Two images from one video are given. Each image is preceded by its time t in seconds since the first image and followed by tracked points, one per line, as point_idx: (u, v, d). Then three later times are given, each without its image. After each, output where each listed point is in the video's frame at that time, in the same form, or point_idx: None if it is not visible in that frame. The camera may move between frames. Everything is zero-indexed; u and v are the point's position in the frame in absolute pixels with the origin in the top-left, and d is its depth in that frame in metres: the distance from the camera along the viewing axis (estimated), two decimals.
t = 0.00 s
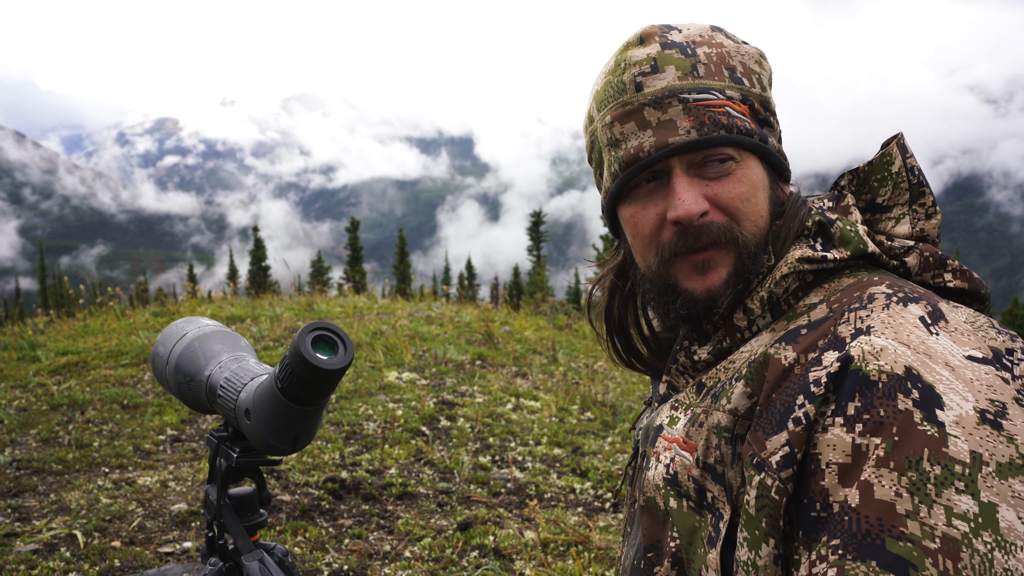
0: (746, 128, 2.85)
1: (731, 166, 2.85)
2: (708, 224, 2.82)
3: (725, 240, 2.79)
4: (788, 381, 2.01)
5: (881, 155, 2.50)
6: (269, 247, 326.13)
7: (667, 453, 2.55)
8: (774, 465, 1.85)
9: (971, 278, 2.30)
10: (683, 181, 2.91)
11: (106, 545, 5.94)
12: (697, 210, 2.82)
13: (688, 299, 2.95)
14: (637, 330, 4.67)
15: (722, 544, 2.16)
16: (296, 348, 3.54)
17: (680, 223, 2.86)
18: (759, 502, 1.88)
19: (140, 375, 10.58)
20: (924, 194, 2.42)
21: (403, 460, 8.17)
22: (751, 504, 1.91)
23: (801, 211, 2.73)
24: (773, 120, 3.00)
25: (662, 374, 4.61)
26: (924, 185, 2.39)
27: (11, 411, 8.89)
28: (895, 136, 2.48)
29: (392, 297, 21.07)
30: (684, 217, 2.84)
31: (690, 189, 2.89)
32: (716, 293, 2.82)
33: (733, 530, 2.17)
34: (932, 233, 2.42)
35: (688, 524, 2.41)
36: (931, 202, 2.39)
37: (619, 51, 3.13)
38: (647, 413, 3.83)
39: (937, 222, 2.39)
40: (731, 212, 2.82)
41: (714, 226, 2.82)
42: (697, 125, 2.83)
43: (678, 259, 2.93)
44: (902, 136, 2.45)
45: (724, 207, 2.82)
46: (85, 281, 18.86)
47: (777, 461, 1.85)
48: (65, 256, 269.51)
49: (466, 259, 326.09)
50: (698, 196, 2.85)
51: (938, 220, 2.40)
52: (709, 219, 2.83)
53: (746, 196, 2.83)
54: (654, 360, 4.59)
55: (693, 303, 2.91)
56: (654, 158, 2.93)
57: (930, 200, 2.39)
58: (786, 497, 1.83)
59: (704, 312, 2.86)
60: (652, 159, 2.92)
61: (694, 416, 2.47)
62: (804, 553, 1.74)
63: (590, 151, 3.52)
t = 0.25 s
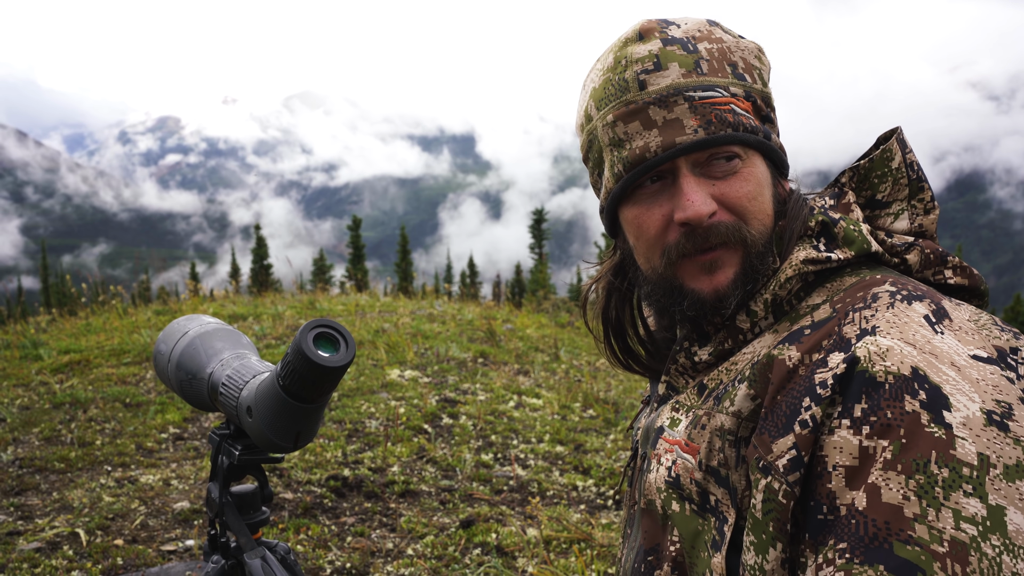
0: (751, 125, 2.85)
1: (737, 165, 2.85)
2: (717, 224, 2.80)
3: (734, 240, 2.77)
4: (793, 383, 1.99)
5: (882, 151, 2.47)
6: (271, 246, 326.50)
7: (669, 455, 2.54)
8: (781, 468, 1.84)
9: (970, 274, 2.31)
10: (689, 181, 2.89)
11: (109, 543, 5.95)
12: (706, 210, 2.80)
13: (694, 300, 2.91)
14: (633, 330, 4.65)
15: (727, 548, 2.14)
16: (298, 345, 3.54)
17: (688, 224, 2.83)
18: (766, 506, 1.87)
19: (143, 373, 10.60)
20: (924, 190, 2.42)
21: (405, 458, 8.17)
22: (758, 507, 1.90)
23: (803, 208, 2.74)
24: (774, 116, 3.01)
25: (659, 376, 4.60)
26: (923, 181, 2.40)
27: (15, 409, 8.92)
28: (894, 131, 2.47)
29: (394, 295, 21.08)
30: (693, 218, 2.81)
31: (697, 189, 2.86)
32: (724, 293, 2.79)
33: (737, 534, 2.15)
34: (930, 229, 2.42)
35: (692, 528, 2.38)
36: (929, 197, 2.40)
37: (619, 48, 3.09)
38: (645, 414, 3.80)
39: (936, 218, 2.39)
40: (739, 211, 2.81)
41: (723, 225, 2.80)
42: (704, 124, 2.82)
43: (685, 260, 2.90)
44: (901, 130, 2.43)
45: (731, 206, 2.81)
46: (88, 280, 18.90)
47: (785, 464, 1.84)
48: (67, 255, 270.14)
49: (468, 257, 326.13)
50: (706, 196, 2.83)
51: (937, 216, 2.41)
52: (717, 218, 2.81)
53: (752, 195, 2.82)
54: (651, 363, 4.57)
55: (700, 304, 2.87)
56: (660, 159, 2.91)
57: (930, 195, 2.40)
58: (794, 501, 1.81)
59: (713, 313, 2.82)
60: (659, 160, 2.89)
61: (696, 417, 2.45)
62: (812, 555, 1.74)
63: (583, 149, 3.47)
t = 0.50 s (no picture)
0: (749, 119, 2.83)
1: (735, 160, 2.83)
2: (716, 220, 2.78)
3: (734, 235, 2.76)
4: (794, 379, 1.99)
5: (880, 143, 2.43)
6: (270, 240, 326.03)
7: (668, 452, 2.54)
8: (783, 467, 1.84)
9: (970, 266, 2.29)
10: (688, 177, 2.87)
11: (108, 537, 5.96)
12: (705, 207, 2.79)
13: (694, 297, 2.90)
14: (629, 324, 4.64)
15: (728, 546, 2.15)
16: (294, 338, 3.53)
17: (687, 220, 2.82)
18: (767, 504, 1.87)
19: (142, 367, 10.60)
20: (922, 179, 2.38)
21: (404, 452, 8.18)
22: (759, 506, 1.90)
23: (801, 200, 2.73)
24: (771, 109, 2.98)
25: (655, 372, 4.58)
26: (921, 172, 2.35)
27: (14, 404, 8.92)
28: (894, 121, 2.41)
29: (393, 289, 21.07)
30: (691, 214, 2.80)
31: (696, 185, 2.84)
32: (724, 289, 2.78)
33: (738, 532, 2.16)
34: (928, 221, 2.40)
35: (691, 526, 2.38)
36: (928, 188, 2.34)
37: (612, 42, 3.05)
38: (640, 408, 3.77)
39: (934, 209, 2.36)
40: (738, 207, 2.79)
41: (722, 221, 2.79)
42: (701, 119, 2.79)
43: (684, 256, 2.88)
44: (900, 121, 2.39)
45: (731, 201, 2.79)
46: (87, 275, 18.88)
47: (786, 463, 1.83)
48: (66, 250, 269.62)
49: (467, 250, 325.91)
50: (705, 192, 2.82)
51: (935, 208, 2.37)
52: (717, 214, 2.79)
53: (751, 190, 2.81)
54: (648, 354, 4.53)
55: (699, 300, 2.86)
56: (658, 155, 2.89)
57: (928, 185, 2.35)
58: (796, 499, 1.81)
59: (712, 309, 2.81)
60: (657, 156, 2.87)
61: (695, 415, 2.45)
62: (813, 553, 1.75)
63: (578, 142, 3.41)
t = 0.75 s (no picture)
0: (759, 111, 2.80)
1: (744, 153, 2.80)
2: (725, 213, 2.75)
3: (743, 229, 2.73)
4: (804, 378, 1.97)
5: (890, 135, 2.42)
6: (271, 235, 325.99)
7: (674, 449, 2.51)
8: (792, 467, 1.82)
9: (980, 260, 2.29)
10: (696, 170, 2.84)
11: (109, 533, 5.96)
12: (714, 201, 2.76)
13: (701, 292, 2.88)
14: (635, 318, 4.61)
15: (736, 546, 2.14)
16: (293, 333, 3.51)
17: (696, 214, 2.79)
18: (776, 505, 1.85)
19: (143, 363, 10.59)
20: (932, 173, 2.41)
21: (405, 447, 8.18)
22: (768, 506, 1.88)
23: (810, 194, 2.69)
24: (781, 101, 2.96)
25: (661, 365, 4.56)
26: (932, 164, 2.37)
27: (15, 400, 8.93)
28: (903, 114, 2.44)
29: (394, 284, 21.06)
30: (700, 208, 2.77)
31: (704, 179, 2.82)
32: (731, 284, 2.75)
33: (746, 530, 2.16)
34: (938, 213, 2.41)
35: (698, 523, 2.39)
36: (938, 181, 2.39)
37: (621, 32, 3.02)
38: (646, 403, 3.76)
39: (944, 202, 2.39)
40: (747, 200, 2.77)
41: (731, 215, 2.76)
42: (710, 111, 2.76)
43: (692, 250, 2.85)
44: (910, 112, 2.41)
45: (739, 195, 2.76)
46: (88, 270, 18.89)
47: (796, 462, 1.82)
48: (67, 245, 269.71)
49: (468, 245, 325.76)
50: (713, 186, 2.79)
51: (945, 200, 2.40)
52: (726, 208, 2.76)
53: (761, 183, 2.78)
54: (654, 346, 4.49)
55: (707, 295, 2.84)
56: (666, 148, 2.86)
57: (938, 178, 2.40)
58: (805, 500, 1.79)
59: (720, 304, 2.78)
60: (665, 149, 2.84)
61: (702, 411, 2.42)
62: (822, 555, 1.72)
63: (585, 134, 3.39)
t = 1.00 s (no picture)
0: (765, 115, 2.80)
1: (750, 156, 2.80)
2: (730, 216, 2.75)
3: (748, 232, 2.73)
4: (808, 385, 1.96)
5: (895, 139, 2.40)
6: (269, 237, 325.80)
7: (677, 455, 2.52)
8: (795, 476, 1.81)
9: (984, 266, 2.25)
10: (701, 173, 2.83)
11: (105, 539, 5.94)
12: (719, 203, 2.75)
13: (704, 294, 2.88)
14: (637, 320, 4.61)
15: (737, 553, 2.14)
16: (290, 337, 3.50)
17: (701, 217, 2.78)
18: (778, 514, 1.84)
19: (141, 366, 10.55)
20: (937, 177, 2.38)
21: (404, 450, 8.16)
22: (770, 515, 1.87)
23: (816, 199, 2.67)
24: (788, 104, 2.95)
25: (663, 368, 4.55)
26: (937, 168, 2.34)
27: (12, 404, 8.89)
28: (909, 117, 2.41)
29: (393, 286, 21.03)
30: (705, 211, 2.76)
31: (710, 182, 2.81)
32: (736, 287, 2.75)
33: (749, 539, 2.14)
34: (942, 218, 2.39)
35: (699, 530, 2.39)
36: (942, 185, 2.35)
37: (627, 32, 3.00)
38: (649, 405, 3.75)
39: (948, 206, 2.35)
40: (753, 204, 2.76)
41: (736, 218, 2.75)
42: (717, 114, 2.77)
43: (697, 253, 2.85)
44: (916, 116, 2.38)
45: (745, 198, 2.76)
46: (86, 273, 18.84)
47: (799, 471, 1.81)
48: (65, 248, 269.26)
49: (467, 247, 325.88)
50: (718, 189, 2.78)
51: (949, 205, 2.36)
52: (731, 211, 2.76)
53: (766, 187, 2.77)
54: (655, 347, 4.48)
55: (710, 298, 2.83)
56: (671, 151, 2.86)
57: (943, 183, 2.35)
58: (808, 509, 1.78)
59: (723, 306, 2.78)
60: (670, 153, 2.84)
61: (705, 417, 2.42)
62: (824, 564, 1.71)
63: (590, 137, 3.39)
